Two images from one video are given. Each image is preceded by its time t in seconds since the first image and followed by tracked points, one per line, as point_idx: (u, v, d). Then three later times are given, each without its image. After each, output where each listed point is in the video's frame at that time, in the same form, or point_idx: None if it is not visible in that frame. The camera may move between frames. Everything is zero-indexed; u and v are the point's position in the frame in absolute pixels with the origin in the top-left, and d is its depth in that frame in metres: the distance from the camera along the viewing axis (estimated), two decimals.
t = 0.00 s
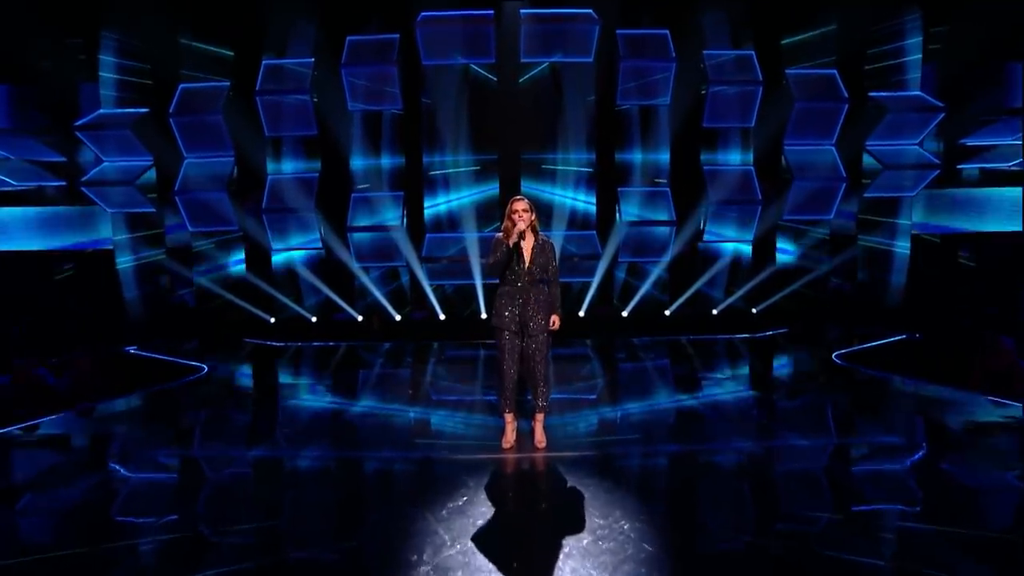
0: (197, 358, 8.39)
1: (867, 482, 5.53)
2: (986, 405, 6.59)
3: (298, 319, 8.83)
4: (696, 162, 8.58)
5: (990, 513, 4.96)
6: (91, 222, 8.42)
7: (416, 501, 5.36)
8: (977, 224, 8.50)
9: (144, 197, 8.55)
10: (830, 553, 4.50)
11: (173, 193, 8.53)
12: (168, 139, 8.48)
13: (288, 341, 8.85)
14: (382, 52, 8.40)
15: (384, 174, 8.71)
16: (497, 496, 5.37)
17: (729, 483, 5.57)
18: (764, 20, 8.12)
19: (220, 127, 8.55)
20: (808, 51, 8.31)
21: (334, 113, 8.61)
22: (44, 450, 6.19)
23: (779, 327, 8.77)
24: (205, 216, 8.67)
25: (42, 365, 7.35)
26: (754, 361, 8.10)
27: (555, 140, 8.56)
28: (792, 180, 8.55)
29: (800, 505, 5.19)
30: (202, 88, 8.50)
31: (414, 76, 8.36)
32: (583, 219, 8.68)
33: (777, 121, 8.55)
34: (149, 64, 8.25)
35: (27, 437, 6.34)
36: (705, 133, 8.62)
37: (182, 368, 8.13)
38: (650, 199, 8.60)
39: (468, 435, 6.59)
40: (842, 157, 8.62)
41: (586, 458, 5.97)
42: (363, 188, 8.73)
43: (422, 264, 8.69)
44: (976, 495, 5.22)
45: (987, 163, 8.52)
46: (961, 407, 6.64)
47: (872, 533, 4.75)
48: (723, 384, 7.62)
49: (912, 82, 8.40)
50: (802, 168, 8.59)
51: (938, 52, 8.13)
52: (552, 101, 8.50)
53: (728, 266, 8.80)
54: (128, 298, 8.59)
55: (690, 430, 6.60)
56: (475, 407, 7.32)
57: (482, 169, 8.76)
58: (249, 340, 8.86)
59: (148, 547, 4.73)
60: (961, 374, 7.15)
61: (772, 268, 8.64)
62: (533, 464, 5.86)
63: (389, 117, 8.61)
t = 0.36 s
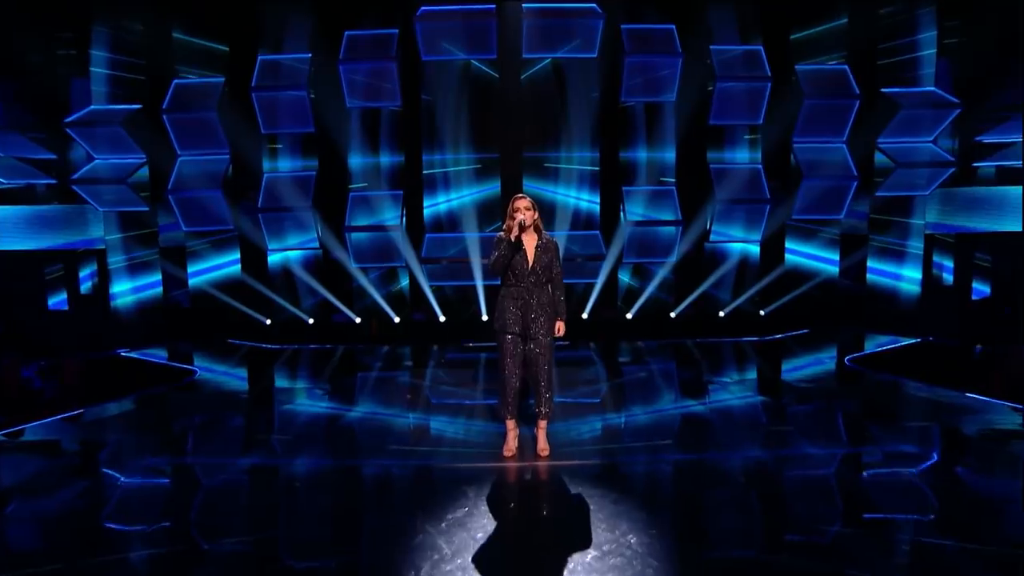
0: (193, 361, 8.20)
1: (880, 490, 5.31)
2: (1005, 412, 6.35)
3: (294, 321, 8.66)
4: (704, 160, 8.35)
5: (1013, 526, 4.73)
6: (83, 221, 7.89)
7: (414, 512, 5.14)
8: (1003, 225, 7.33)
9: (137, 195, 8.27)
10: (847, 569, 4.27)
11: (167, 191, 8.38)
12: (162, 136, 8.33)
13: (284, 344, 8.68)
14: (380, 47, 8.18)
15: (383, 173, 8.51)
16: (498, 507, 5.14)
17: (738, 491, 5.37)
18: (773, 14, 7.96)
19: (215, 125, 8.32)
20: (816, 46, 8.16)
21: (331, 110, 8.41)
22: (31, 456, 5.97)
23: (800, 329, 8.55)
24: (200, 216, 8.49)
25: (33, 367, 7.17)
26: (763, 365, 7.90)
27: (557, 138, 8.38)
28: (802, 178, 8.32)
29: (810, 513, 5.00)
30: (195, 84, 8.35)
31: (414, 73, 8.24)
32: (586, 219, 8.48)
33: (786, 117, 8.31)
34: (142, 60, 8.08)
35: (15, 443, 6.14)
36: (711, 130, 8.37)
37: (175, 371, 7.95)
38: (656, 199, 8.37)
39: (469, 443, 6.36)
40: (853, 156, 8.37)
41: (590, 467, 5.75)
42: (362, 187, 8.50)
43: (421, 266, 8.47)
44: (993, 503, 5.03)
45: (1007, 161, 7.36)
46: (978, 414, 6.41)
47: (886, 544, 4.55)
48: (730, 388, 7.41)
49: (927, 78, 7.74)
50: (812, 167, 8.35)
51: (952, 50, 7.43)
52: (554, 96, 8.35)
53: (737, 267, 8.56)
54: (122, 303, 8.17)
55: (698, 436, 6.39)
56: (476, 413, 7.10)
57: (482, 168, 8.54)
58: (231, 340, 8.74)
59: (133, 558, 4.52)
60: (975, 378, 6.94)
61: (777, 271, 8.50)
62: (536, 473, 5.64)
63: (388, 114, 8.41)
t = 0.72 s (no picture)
0: (187, 366, 7.98)
1: (896, 501, 5.08)
2: None
3: (291, 323, 8.45)
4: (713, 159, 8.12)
5: None
6: (72, 220, 7.48)
7: (411, 524, 4.90)
8: None
9: (128, 194, 7.84)
10: None
11: (160, 189, 7.97)
12: (154, 133, 8.00)
13: (281, 347, 8.47)
14: (379, 42, 7.90)
15: (382, 171, 8.27)
16: (500, 522, 4.87)
17: (747, 500, 5.15)
18: (783, 8, 7.74)
19: (210, 121, 8.00)
20: (830, 40, 7.86)
21: (328, 106, 8.17)
22: (16, 465, 5.82)
23: (821, 331, 8.30)
24: (192, 214, 8.12)
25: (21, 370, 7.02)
26: (773, 371, 7.67)
27: (561, 135, 8.16)
28: (814, 177, 7.99)
29: (822, 523, 4.79)
30: (188, 80, 8.01)
31: (414, 68, 8.03)
32: (591, 219, 8.24)
33: (797, 113, 8.06)
34: (134, 54, 7.77)
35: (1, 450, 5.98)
36: (720, 128, 8.12)
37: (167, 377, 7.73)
38: (663, 198, 8.11)
39: (470, 450, 6.14)
40: (867, 153, 8.01)
41: (597, 478, 5.49)
42: (360, 185, 8.26)
43: (421, 267, 8.21)
44: (1012, 515, 4.80)
45: None
46: (999, 422, 6.16)
47: (904, 560, 4.32)
48: (740, 395, 7.17)
49: (945, 72, 7.50)
50: (826, 165, 7.99)
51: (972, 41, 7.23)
52: (559, 91, 8.10)
53: (746, 270, 8.31)
54: (112, 306, 7.78)
55: (708, 445, 6.14)
56: (479, 420, 6.87)
57: (483, 167, 8.26)
58: (214, 342, 8.31)
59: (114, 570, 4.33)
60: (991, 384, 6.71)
61: (788, 274, 8.26)
62: (540, 484, 5.39)
63: (388, 111, 8.19)
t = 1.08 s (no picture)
0: (179, 370, 7.71)
1: (913, 511, 4.83)
2: None
3: (286, 327, 8.15)
4: (723, 156, 7.88)
5: None
6: (62, 220, 7.05)
7: (408, 539, 4.62)
8: None
9: (121, 192, 7.56)
10: None
11: (152, 188, 7.74)
12: (144, 129, 7.79)
13: (277, 352, 8.18)
14: (377, 37, 7.61)
15: (382, 171, 8.03)
16: (503, 540, 4.58)
17: (758, 509, 4.93)
18: None
19: (201, 117, 7.80)
20: (846, 35, 7.63)
21: (326, 103, 7.92)
22: (5, 472, 5.62)
23: (846, 334, 8.06)
24: (188, 215, 7.89)
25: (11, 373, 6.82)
26: (787, 377, 7.40)
27: (567, 133, 7.89)
28: (828, 175, 7.73)
29: (839, 534, 4.55)
30: (181, 75, 7.81)
31: (414, 64, 7.76)
32: (597, 218, 7.96)
33: (816, 107, 7.80)
34: (124, 48, 7.41)
35: None
36: (733, 124, 7.88)
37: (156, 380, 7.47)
38: (672, 198, 7.84)
39: (472, 459, 5.92)
40: (886, 150, 7.82)
41: (604, 492, 5.20)
42: (359, 184, 8.01)
43: (421, 268, 7.94)
44: None
45: None
46: None
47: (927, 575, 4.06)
48: (753, 402, 6.90)
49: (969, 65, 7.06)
50: (842, 162, 7.74)
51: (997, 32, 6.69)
52: (564, 87, 7.84)
53: (757, 272, 8.06)
54: (103, 310, 7.36)
55: (719, 454, 5.88)
56: (477, 432, 6.51)
57: (486, 165, 8.01)
58: (205, 345, 8.12)
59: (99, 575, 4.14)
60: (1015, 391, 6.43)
61: (800, 276, 7.99)
62: (544, 498, 5.11)
63: (388, 109, 7.97)
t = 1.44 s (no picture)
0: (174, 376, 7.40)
1: (942, 523, 4.54)
2: None
3: (284, 331, 7.81)
4: (738, 152, 7.53)
5: None
6: (52, 219, 6.88)
7: (406, 558, 4.31)
8: None
9: (113, 191, 7.10)
10: None
11: (144, 187, 7.28)
12: (136, 126, 7.31)
13: (274, 359, 7.84)
14: (376, 30, 7.27)
15: (383, 170, 7.75)
16: (506, 563, 4.25)
17: (777, 521, 4.64)
18: None
19: (199, 114, 7.35)
20: (868, 24, 7.29)
21: (324, 97, 7.55)
22: None
23: (869, 339, 7.68)
24: (179, 213, 7.43)
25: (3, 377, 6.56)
26: (805, 384, 7.07)
27: (574, 129, 7.60)
28: (851, 171, 7.30)
29: (864, 549, 4.28)
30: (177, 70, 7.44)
31: (415, 58, 7.45)
32: (606, 217, 7.72)
33: (833, 106, 7.42)
34: (117, 43, 7.13)
35: None
36: (748, 120, 7.53)
37: (144, 387, 7.13)
38: (684, 197, 7.56)
39: (474, 470, 5.62)
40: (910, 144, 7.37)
41: (614, 509, 4.88)
42: (358, 183, 7.70)
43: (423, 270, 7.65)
44: None
45: None
46: None
47: None
48: (772, 412, 6.55)
49: (999, 55, 6.95)
50: (863, 160, 7.35)
51: None
52: (571, 81, 7.54)
53: (775, 274, 7.70)
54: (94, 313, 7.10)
55: (734, 465, 5.59)
56: (481, 443, 6.18)
57: (491, 162, 7.73)
58: (198, 350, 7.81)
59: None
60: None
61: (821, 279, 7.60)
62: (550, 516, 4.80)
63: (388, 105, 7.65)
